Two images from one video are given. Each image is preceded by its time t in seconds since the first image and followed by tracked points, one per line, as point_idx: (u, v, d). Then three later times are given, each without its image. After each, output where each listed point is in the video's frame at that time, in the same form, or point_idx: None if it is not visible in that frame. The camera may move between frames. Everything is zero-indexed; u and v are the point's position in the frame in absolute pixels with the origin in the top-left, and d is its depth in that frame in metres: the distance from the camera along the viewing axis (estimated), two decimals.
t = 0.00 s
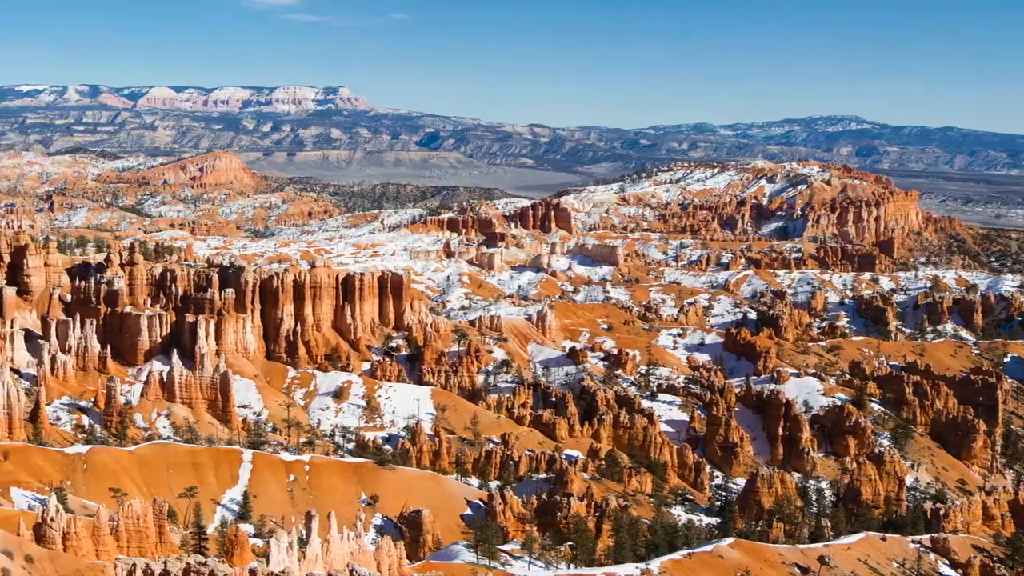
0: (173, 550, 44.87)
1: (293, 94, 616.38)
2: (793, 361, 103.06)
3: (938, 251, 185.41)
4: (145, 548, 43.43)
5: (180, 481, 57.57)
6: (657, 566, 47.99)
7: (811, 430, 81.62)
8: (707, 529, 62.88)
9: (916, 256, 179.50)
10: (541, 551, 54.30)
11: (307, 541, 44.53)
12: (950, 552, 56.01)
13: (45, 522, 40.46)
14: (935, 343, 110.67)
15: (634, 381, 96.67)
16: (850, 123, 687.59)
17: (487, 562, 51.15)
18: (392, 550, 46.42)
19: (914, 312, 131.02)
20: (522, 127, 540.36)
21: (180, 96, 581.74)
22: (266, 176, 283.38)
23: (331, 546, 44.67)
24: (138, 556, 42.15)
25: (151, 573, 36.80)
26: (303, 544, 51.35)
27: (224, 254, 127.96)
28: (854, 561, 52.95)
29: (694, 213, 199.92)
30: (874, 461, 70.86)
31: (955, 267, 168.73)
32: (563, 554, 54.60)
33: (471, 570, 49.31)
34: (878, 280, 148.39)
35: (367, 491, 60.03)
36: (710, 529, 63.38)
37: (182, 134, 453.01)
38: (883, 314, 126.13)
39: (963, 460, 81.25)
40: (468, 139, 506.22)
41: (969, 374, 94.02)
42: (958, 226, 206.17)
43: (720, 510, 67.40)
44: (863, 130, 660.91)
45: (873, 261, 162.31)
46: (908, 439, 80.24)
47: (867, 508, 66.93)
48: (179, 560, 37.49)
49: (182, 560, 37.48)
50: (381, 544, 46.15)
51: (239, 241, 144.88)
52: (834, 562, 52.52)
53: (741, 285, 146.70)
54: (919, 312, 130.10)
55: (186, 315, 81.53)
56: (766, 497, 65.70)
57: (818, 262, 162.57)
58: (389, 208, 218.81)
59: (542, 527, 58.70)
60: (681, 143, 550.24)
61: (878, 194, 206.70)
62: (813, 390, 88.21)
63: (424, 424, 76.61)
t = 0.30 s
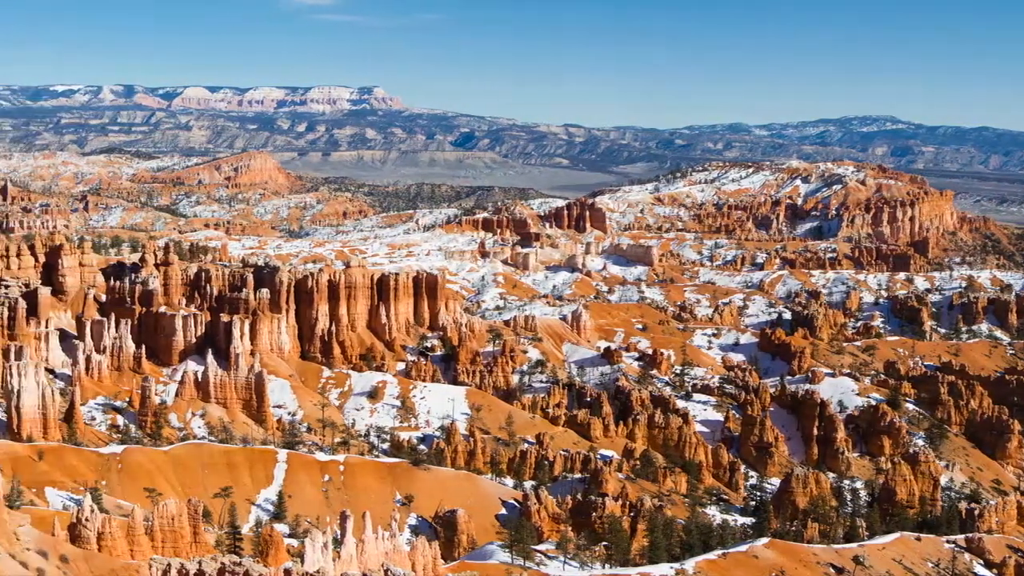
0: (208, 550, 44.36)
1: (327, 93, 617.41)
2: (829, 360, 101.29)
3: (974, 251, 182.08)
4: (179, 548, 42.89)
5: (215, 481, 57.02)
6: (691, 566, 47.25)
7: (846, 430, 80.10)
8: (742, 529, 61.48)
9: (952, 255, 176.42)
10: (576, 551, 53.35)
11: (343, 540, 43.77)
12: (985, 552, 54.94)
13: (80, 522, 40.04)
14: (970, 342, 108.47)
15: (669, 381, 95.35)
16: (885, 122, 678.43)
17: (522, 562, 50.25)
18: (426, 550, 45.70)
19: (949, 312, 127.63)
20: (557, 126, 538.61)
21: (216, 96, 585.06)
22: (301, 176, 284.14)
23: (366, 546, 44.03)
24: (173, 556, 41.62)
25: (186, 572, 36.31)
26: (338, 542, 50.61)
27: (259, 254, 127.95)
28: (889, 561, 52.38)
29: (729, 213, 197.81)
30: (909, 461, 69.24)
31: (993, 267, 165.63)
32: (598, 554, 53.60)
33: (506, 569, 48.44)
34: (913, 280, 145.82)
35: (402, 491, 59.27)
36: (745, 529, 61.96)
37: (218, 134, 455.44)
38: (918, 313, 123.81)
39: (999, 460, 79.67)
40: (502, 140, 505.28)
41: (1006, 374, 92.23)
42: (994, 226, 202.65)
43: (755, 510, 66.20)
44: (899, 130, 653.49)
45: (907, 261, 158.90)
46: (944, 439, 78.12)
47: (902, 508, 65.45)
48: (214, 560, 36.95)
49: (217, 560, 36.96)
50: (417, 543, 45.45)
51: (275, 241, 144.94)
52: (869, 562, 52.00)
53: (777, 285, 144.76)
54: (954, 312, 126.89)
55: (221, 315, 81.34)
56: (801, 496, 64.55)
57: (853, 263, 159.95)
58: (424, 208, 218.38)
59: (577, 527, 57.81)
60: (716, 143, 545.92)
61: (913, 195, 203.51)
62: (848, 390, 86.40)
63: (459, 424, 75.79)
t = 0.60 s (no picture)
0: (243, 551, 43.90)
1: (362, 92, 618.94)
2: (863, 360, 99.75)
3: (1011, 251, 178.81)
4: (215, 548, 42.38)
5: (251, 481, 56.52)
6: (727, 565, 46.42)
7: (881, 430, 78.54)
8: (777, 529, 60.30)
9: (988, 255, 173.33)
10: (611, 551, 52.35)
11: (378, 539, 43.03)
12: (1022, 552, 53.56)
13: (115, 521, 39.58)
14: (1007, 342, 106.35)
15: (704, 381, 94.05)
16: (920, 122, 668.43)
17: (557, 562, 49.44)
18: (462, 551, 44.99)
19: (983, 312, 125.51)
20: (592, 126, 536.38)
21: (252, 96, 588.28)
22: (336, 176, 284.68)
23: (401, 547, 43.41)
24: (208, 556, 41.08)
25: (220, 573, 35.90)
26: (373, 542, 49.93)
27: (294, 254, 127.92)
28: (925, 561, 51.22)
29: (764, 213, 195.61)
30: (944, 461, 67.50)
31: None
32: (633, 554, 52.59)
33: (541, 569, 47.62)
34: (947, 280, 143.27)
35: (437, 491, 58.54)
36: (780, 529, 60.79)
37: (254, 134, 457.48)
38: (953, 313, 121.66)
39: None
40: (537, 139, 504.19)
41: None
42: None
43: (790, 510, 65.01)
44: (936, 129, 645.06)
45: (942, 261, 155.83)
46: (978, 439, 77.36)
47: (938, 508, 63.99)
48: (249, 560, 36.42)
49: (251, 560, 36.44)
50: (452, 544, 44.77)
51: (310, 241, 144.96)
52: (904, 562, 50.92)
53: (811, 285, 142.79)
54: (989, 312, 124.61)
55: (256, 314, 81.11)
56: (837, 497, 63.08)
57: (888, 262, 157.49)
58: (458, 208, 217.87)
59: (613, 528, 56.86)
60: (751, 143, 540.42)
61: (948, 195, 200.41)
62: (883, 390, 84.88)
63: (494, 424, 74.99)
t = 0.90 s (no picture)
0: (277, 551, 43.44)
1: (396, 92, 620.01)
2: (898, 361, 98.37)
3: None
4: (250, 548, 41.92)
5: (286, 481, 56.03)
6: (762, 565, 46.01)
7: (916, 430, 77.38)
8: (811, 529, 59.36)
9: None
10: (645, 551, 51.53)
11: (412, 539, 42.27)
12: None
13: (149, 522, 38.90)
14: None
15: (739, 381, 92.74)
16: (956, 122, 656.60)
17: (592, 562, 48.69)
18: (496, 550, 44.39)
19: (1020, 313, 123.31)
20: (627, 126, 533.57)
21: (287, 96, 591.02)
22: (371, 176, 285.11)
23: (435, 547, 42.54)
24: (243, 557, 40.59)
25: (255, 573, 35.57)
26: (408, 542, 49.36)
27: (330, 254, 127.90)
28: (960, 561, 50.16)
29: (799, 213, 193.26)
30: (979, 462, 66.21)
31: None
32: (667, 554, 51.71)
33: (575, 569, 46.88)
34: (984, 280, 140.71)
35: (472, 491, 57.91)
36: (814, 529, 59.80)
37: (289, 135, 459.45)
38: (989, 313, 119.58)
39: None
40: (572, 140, 502.52)
41: None
42: None
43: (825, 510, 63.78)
44: (974, 129, 635.21)
45: (978, 261, 153.41)
46: (1014, 439, 77.07)
47: (972, 508, 62.73)
48: (284, 560, 36.13)
49: (286, 560, 35.92)
50: (487, 543, 44.09)
51: (345, 241, 145.00)
52: (939, 563, 49.95)
53: (846, 285, 140.72)
54: None
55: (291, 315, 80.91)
56: (872, 496, 61.54)
57: (923, 262, 154.84)
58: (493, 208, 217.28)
59: (648, 528, 55.97)
60: (789, 143, 534.60)
61: (985, 195, 196.95)
62: (918, 390, 83.95)
63: (529, 424, 74.24)
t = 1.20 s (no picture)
0: (313, 551, 43.06)
1: (431, 92, 620.72)
2: (933, 361, 97.02)
3: None
4: (285, 548, 41.50)
5: (321, 480, 55.65)
6: (797, 565, 45.10)
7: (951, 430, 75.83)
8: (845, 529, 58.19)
9: None
10: (681, 551, 50.71)
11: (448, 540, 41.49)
12: None
13: (184, 522, 38.52)
14: None
15: (773, 381, 91.49)
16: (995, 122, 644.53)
17: (628, 562, 47.90)
18: (531, 550, 43.81)
19: None
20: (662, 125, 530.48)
21: (322, 96, 593.01)
22: (406, 176, 285.21)
23: (471, 546, 41.71)
24: (278, 557, 40.19)
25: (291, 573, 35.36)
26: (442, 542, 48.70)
27: (365, 254, 127.86)
28: (995, 561, 49.21)
29: (834, 213, 190.88)
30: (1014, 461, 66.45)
31: None
32: (703, 554, 50.90)
33: (611, 570, 46.10)
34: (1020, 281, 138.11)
35: (507, 491, 57.26)
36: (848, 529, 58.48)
37: (324, 134, 461.09)
38: None
39: None
40: (607, 140, 500.42)
41: None
42: None
43: (859, 510, 62.71)
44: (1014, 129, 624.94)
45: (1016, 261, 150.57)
46: None
47: (1007, 508, 61.64)
48: (319, 560, 36.00)
49: (322, 560, 35.88)
50: (521, 543, 43.45)
51: (380, 240, 144.94)
52: (974, 562, 48.99)
53: (881, 285, 138.68)
54: None
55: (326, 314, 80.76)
56: (907, 496, 60.92)
57: (958, 262, 152.04)
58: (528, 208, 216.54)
59: (683, 527, 55.20)
60: (824, 143, 528.71)
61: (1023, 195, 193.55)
62: (954, 389, 83.03)
63: (564, 424, 73.49)
